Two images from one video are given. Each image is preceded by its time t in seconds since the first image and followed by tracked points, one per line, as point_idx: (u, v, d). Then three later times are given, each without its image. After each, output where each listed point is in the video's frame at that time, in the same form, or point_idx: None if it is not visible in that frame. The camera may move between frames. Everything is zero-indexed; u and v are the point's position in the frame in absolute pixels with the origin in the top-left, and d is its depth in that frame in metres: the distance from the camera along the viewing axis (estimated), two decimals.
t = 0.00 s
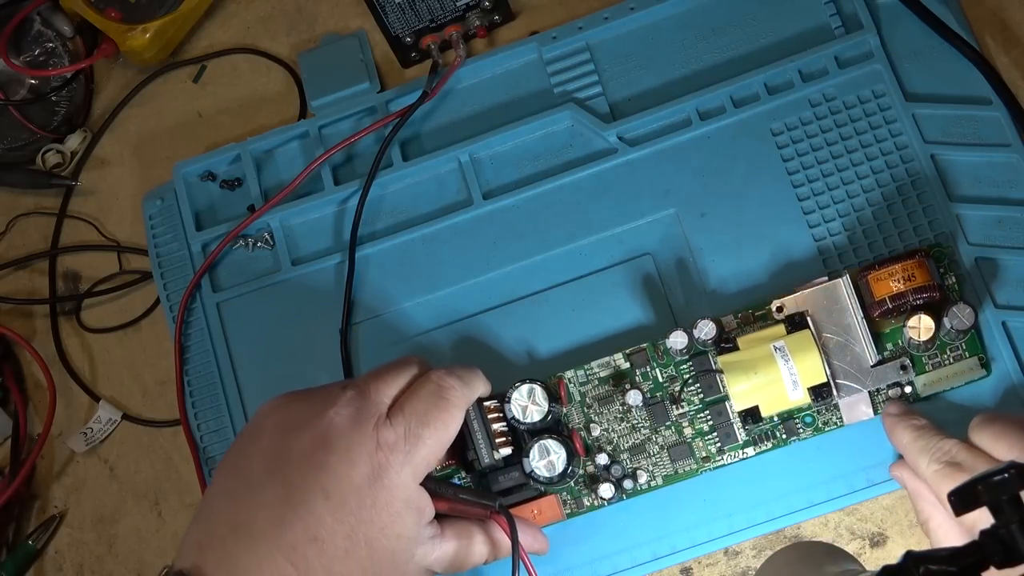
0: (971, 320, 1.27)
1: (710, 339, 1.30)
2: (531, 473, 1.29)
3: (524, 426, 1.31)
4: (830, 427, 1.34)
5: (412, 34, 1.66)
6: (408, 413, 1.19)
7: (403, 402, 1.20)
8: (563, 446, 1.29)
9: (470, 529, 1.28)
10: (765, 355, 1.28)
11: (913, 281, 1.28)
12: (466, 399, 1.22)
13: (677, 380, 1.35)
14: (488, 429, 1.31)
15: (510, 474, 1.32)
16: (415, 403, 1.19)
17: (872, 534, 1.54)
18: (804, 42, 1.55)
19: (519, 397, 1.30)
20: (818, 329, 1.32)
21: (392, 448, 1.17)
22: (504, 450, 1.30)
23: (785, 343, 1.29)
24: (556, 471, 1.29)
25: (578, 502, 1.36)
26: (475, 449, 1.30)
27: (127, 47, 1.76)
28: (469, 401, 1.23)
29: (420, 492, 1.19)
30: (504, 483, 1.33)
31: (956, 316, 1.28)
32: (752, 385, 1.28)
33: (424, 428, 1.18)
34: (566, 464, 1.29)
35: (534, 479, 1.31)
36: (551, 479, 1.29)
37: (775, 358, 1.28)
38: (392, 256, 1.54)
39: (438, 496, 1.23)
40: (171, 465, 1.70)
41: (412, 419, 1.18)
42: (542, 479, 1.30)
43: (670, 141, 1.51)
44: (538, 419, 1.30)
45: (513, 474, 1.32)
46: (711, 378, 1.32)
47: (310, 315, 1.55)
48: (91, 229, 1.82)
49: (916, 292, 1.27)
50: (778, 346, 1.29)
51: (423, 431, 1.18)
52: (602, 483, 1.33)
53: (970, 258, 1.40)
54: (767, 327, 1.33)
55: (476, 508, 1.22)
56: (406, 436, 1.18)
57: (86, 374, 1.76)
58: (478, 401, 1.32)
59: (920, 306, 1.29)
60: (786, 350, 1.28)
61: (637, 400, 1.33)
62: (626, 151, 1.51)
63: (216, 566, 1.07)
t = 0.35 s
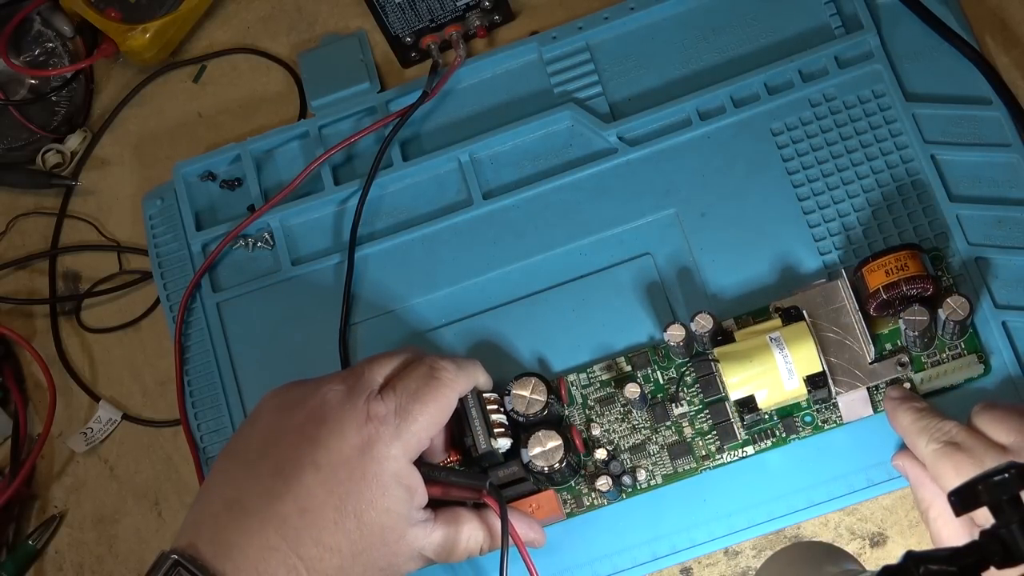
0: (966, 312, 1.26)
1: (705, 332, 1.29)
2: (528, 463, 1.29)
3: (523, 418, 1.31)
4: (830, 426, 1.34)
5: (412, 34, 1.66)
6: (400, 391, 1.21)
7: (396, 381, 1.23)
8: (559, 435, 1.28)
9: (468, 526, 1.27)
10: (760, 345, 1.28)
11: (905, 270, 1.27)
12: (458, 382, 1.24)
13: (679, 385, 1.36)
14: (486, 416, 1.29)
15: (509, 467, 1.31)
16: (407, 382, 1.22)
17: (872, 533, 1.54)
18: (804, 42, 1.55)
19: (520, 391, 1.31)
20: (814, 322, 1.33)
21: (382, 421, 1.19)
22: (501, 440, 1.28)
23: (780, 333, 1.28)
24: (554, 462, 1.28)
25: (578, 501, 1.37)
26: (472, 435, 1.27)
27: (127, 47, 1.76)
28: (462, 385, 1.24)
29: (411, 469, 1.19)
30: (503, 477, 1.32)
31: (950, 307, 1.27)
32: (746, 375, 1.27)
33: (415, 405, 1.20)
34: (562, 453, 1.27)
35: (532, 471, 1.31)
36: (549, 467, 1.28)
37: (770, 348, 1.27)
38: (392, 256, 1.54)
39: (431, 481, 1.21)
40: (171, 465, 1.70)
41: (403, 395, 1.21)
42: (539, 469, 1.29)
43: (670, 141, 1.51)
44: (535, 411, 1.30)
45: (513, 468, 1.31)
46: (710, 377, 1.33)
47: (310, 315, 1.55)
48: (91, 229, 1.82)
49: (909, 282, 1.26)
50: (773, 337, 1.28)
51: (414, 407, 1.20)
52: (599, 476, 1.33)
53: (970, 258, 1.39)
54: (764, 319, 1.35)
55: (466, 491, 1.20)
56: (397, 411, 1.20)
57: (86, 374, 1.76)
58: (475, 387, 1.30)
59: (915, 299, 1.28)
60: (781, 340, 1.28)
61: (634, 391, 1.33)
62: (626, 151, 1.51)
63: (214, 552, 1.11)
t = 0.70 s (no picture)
0: (966, 311, 1.26)
1: (705, 331, 1.30)
2: (528, 462, 1.28)
3: (523, 416, 1.31)
4: (830, 425, 1.34)
5: (412, 34, 1.66)
6: (399, 392, 1.21)
7: (395, 382, 1.23)
8: (558, 434, 1.29)
9: (467, 527, 1.27)
10: (760, 343, 1.28)
11: (905, 270, 1.27)
12: (457, 381, 1.24)
13: (679, 385, 1.37)
14: (485, 416, 1.29)
15: (509, 467, 1.30)
16: (406, 382, 1.22)
17: (872, 533, 1.54)
18: (804, 42, 1.55)
19: (520, 389, 1.32)
20: (813, 321, 1.33)
21: (381, 423, 1.19)
22: (501, 439, 1.28)
23: (780, 332, 1.29)
24: (553, 461, 1.27)
25: (578, 500, 1.37)
26: (472, 435, 1.28)
27: (127, 47, 1.76)
28: (461, 385, 1.24)
29: (410, 471, 1.20)
30: (503, 476, 1.31)
31: (950, 307, 1.27)
32: (746, 373, 1.27)
33: (414, 406, 1.20)
34: (562, 451, 1.27)
35: (531, 469, 1.30)
36: (549, 466, 1.28)
37: (770, 346, 1.27)
38: (392, 256, 1.54)
39: (430, 486, 1.23)
40: (171, 465, 1.70)
41: (402, 396, 1.21)
42: (538, 468, 1.28)
43: (670, 141, 1.51)
44: (535, 409, 1.30)
45: (513, 467, 1.31)
46: (711, 376, 1.33)
47: (310, 315, 1.55)
48: (91, 229, 1.82)
49: (909, 281, 1.26)
50: (773, 335, 1.28)
51: (414, 409, 1.20)
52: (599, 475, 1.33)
53: (970, 257, 1.39)
54: (763, 319, 1.35)
55: (464, 495, 1.23)
56: (396, 413, 1.20)
57: (86, 374, 1.76)
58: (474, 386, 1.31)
59: (915, 298, 1.29)
60: (780, 339, 1.28)
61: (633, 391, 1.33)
62: (626, 151, 1.51)
63: (214, 555, 1.11)
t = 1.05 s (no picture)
0: (966, 311, 1.26)
1: (705, 331, 1.30)
2: (528, 462, 1.28)
3: (523, 416, 1.31)
4: (830, 425, 1.34)
5: (412, 34, 1.66)
6: (399, 394, 1.21)
7: (395, 383, 1.23)
8: (558, 433, 1.29)
9: (467, 526, 1.27)
10: (760, 344, 1.28)
11: (905, 270, 1.27)
12: (456, 382, 1.24)
13: (679, 387, 1.37)
14: (485, 416, 1.29)
15: (509, 467, 1.30)
16: (405, 384, 1.22)
17: (872, 534, 1.54)
18: (804, 42, 1.55)
19: (520, 390, 1.32)
20: (813, 321, 1.33)
21: (381, 424, 1.19)
22: (501, 439, 1.28)
23: (780, 332, 1.28)
24: (554, 462, 1.27)
25: (577, 500, 1.37)
26: (472, 435, 1.28)
27: (127, 47, 1.76)
28: (460, 386, 1.24)
29: (410, 473, 1.20)
30: (504, 477, 1.31)
31: (950, 307, 1.27)
32: (745, 374, 1.27)
33: (414, 408, 1.20)
34: (562, 451, 1.27)
35: (531, 470, 1.30)
36: (549, 466, 1.28)
37: (770, 347, 1.27)
38: (392, 256, 1.54)
39: (430, 487, 1.23)
40: (171, 465, 1.70)
41: (401, 397, 1.21)
42: (538, 468, 1.28)
43: (670, 141, 1.51)
44: (536, 410, 1.30)
45: (513, 467, 1.31)
46: (711, 377, 1.33)
47: (310, 314, 1.55)
48: (91, 229, 1.82)
49: (909, 281, 1.26)
50: (773, 336, 1.28)
51: (413, 410, 1.20)
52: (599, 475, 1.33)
53: (970, 258, 1.39)
54: (764, 319, 1.35)
55: (463, 495, 1.23)
56: (395, 415, 1.20)
57: (86, 374, 1.76)
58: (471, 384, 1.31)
59: (915, 298, 1.29)
60: (780, 339, 1.28)
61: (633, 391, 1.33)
62: (626, 151, 1.51)
63: (215, 558, 1.12)
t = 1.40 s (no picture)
0: (966, 311, 1.26)
1: (705, 331, 1.30)
2: (528, 462, 1.28)
3: (523, 417, 1.31)
4: (830, 425, 1.34)
5: (412, 33, 1.66)
6: (398, 395, 1.21)
7: (395, 385, 1.23)
8: (558, 433, 1.29)
9: (467, 527, 1.26)
10: (760, 344, 1.28)
11: (905, 270, 1.27)
12: (456, 383, 1.24)
13: (679, 387, 1.36)
14: (485, 416, 1.29)
15: (509, 467, 1.30)
16: (405, 385, 1.22)
17: (872, 533, 1.54)
18: (804, 42, 1.55)
19: (520, 390, 1.32)
20: (814, 321, 1.33)
21: (381, 426, 1.19)
22: (501, 439, 1.28)
23: (780, 332, 1.28)
24: (554, 462, 1.27)
25: (578, 500, 1.37)
26: (472, 435, 1.28)
27: (127, 47, 1.76)
28: (460, 386, 1.24)
29: (410, 474, 1.19)
30: (503, 477, 1.31)
31: (950, 307, 1.27)
32: (746, 374, 1.27)
33: (413, 410, 1.20)
34: (562, 451, 1.27)
35: (531, 470, 1.30)
36: (549, 466, 1.28)
37: (770, 347, 1.27)
38: (392, 256, 1.54)
39: (430, 488, 1.23)
40: (171, 465, 1.70)
41: (401, 398, 1.21)
42: (539, 468, 1.28)
43: (670, 141, 1.51)
44: (536, 410, 1.30)
45: (513, 467, 1.30)
46: (711, 377, 1.33)
47: (310, 314, 1.55)
48: (91, 229, 1.82)
49: (909, 281, 1.27)
50: (773, 336, 1.28)
51: (413, 412, 1.20)
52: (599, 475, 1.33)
53: (970, 257, 1.39)
54: (764, 319, 1.35)
55: (463, 495, 1.23)
56: (395, 416, 1.20)
57: (86, 374, 1.76)
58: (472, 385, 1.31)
59: (915, 298, 1.29)
60: (781, 339, 1.28)
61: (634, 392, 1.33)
62: (626, 151, 1.51)
63: (215, 560, 1.12)
